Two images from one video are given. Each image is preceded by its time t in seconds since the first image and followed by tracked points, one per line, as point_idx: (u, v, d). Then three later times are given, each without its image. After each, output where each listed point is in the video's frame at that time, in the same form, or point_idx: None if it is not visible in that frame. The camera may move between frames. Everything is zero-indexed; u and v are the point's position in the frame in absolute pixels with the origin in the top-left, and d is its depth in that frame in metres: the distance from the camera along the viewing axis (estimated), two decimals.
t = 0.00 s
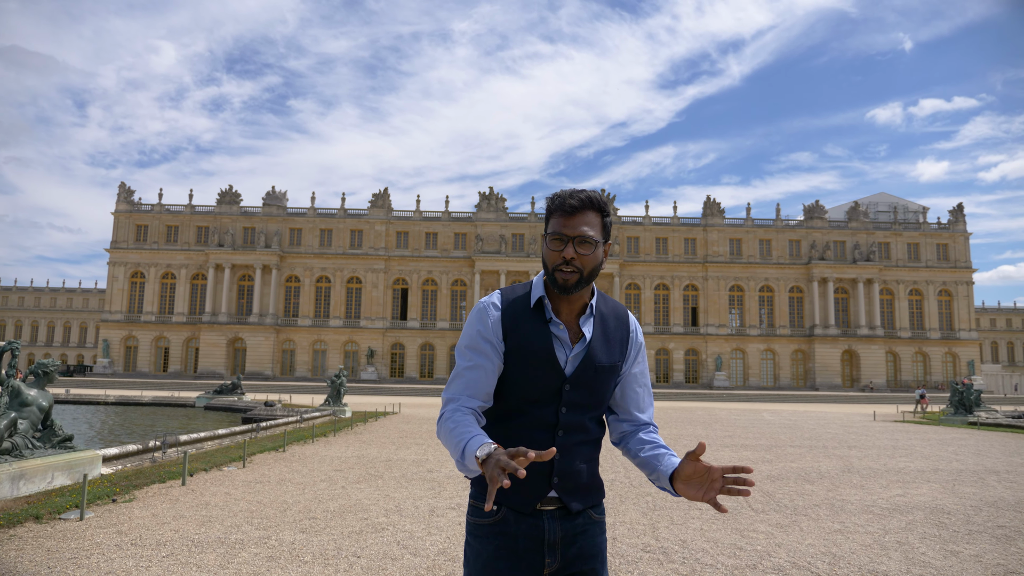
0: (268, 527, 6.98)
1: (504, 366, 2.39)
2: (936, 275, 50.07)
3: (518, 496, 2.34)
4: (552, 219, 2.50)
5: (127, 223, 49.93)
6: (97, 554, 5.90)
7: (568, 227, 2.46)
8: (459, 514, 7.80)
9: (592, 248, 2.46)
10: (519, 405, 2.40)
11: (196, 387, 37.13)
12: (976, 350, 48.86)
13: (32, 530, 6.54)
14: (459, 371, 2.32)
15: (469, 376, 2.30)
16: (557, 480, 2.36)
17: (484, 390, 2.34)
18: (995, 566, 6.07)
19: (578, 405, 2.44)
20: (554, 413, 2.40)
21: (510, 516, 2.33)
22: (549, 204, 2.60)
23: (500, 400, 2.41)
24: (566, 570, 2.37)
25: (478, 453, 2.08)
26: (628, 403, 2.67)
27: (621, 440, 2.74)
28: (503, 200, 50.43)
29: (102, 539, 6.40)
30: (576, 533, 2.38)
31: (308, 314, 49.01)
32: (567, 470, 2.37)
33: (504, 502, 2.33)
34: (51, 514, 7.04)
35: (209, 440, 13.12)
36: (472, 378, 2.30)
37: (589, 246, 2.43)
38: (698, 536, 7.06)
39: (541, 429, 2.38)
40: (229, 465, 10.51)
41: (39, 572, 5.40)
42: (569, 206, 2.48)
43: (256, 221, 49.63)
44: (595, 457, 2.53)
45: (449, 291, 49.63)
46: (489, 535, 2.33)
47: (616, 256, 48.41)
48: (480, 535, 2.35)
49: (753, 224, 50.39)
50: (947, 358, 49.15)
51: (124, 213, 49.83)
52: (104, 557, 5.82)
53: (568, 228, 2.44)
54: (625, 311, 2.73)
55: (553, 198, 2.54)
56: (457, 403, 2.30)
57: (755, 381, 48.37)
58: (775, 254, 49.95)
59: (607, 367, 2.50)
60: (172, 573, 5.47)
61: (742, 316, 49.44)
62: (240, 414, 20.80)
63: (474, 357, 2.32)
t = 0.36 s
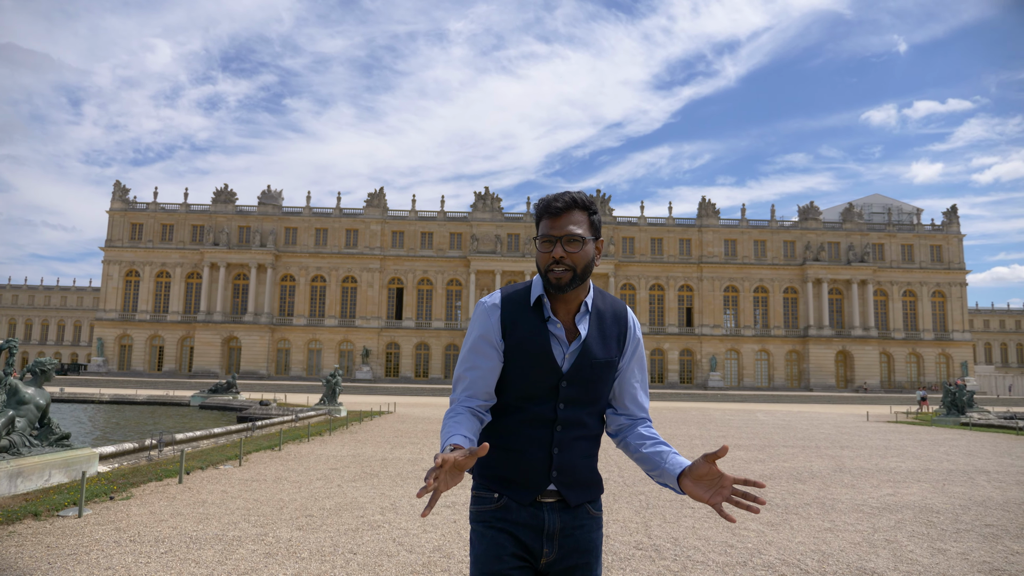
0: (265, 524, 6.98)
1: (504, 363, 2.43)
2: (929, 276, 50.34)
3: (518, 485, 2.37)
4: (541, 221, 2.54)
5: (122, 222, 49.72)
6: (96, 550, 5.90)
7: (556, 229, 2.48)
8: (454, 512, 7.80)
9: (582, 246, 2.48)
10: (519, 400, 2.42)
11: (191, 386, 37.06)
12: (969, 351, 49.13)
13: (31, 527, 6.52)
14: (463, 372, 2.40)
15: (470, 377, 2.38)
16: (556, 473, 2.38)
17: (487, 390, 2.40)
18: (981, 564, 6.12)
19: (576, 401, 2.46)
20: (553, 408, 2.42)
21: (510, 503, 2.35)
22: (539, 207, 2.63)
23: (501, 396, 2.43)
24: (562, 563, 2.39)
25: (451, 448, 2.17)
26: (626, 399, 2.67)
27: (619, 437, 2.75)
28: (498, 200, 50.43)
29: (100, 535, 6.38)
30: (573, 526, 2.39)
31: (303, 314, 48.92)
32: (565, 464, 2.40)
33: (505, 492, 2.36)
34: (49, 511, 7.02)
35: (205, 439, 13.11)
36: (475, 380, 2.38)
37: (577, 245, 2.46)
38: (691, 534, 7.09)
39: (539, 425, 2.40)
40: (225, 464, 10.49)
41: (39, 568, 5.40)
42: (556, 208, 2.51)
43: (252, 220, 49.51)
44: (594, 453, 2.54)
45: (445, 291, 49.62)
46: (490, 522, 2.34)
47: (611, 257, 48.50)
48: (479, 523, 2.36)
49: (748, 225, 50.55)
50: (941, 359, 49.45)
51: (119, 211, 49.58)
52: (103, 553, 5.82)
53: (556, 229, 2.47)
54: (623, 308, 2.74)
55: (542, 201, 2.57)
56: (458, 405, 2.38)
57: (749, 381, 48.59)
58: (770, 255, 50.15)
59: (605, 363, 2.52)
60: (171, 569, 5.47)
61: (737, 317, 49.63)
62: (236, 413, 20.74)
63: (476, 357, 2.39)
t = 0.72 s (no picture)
0: (263, 524, 6.96)
1: (499, 365, 2.45)
2: (922, 276, 50.69)
3: (517, 484, 2.39)
4: (531, 227, 2.56)
5: (115, 223, 49.43)
6: (98, 551, 5.88)
7: (547, 233, 2.50)
8: (450, 511, 7.81)
9: (573, 250, 2.50)
10: (515, 402, 2.44)
11: (184, 388, 36.86)
12: (961, 351, 49.47)
13: (32, 528, 6.49)
14: (459, 378, 2.42)
15: (467, 382, 2.40)
16: (554, 472, 2.40)
17: (485, 392, 2.43)
18: (968, 559, 6.19)
19: (570, 402, 2.48)
20: (548, 409, 2.44)
21: (510, 499, 2.38)
22: (528, 212, 2.65)
23: (497, 399, 2.46)
24: (561, 559, 2.40)
25: (458, 454, 2.20)
26: (619, 398, 2.69)
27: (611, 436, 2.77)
28: (492, 201, 50.44)
29: (101, 536, 6.35)
30: (570, 522, 2.40)
31: (297, 315, 48.79)
32: (563, 462, 2.42)
33: (504, 490, 2.38)
34: (49, 512, 6.99)
35: (201, 440, 13.07)
36: (472, 384, 2.40)
37: (568, 248, 2.48)
38: (683, 531, 7.13)
39: (536, 426, 2.42)
40: (222, 465, 10.46)
41: (43, 567, 5.39)
42: (546, 213, 2.53)
43: (246, 222, 49.32)
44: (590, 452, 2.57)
45: (439, 292, 49.58)
46: (491, 520, 2.36)
47: (605, 257, 48.62)
48: (479, 522, 2.39)
49: (741, 226, 50.75)
50: (933, 359, 49.76)
51: (112, 213, 49.28)
52: (104, 553, 5.81)
53: (547, 234, 2.49)
54: (614, 309, 2.77)
55: (532, 206, 2.59)
56: (457, 410, 2.42)
57: (743, 381, 48.77)
58: (763, 255, 50.38)
59: (597, 364, 2.54)
60: (173, 568, 5.46)
61: (730, 317, 49.85)
62: (230, 415, 20.65)
63: (472, 361, 2.41)
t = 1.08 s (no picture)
0: (263, 522, 6.97)
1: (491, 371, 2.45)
2: (918, 278, 50.86)
3: (511, 492, 2.42)
4: (514, 229, 2.57)
5: (111, 222, 49.28)
6: (100, 547, 5.88)
7: (530, 235, 2.51)
8: (448, 510, 7.82)
9: (557, 251, 2.51)
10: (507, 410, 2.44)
11: (182, 387, 36.80)
12: (956, 353, 49.66)
13: (34, 525, 6.49)
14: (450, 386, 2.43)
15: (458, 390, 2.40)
16: (548, 479, 2.42)
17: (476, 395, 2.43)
18: (959, 560, 6.23)
19: (563, 407, 2.48)
20: (541, 415, 2.44)
21: (503, 507, 2.41)
22: (509, 217, 2.67)
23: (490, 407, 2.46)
24: (556, 563, 2.42)
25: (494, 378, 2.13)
26: (612, 398, 2.68)
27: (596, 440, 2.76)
28: (490, 201, 50.43)
29: (102, 533, 6.35)
30: (564, 527, 2.42)
31: (294, 315, 48.71)
32: (555, 468, 2.43)
33: (498, 497, 2.42)
34: (50, 509, 6.99)
35: (199, 439, 13.05)
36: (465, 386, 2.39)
37: (552, 250, 2.49)
38: (678, 531, 7.17)
39: (529, 433, 2.42)
40: (220, 464, 10.45)
41: (44, 564, 5.39)
42: (528, 215, 2.54)
43: (242, 221, 49.21)
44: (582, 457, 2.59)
45: (436, 292, 49.56)
46: (485, 528, 2.41)
47: (602, 258, 48.69)
48: (476, 529, 2.43)
49: (738, 228, 50.85)
50: (929, 361, 49.92)
51: (109, 212, 49.15)
52: (106, 550, 5.81)
53: (530, 236, 2.50)
54: (603, 309, 2.78)
55: (513, 210, 2.61)
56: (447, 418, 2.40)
57: (739, 383, 48.89)
58: (760, 257, 50.47)
59: (590, 366, 2.55)
60: (174, 565, 5.47)
61: (727, 319, 49.97)
62: (226, 414, 20.61)
63: (465, 365, 2.41)
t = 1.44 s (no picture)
0: (263, 518, 6.98)
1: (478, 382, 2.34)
2: (917, 280, 50.88)
3: (496, 501, 2.35)
4: (495, 231, 2.44)
5: (112, 217, 49.29)
6: (103, 541, 5.90)
7: (512, 238, 2.38)
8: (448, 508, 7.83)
9: (540, 257, 2.38)
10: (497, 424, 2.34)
11: (181, 382, 36.86)
12: (954, 355, 49.70)
13: (37, 519, 6.50)
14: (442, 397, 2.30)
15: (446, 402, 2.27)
16: (533, 491, 2.36)
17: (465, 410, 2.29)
18: (952, 561, 6.26)
19: (552, 416, 2.42)
20: (530, 425, 2.36)
21: (488, 515, 2.34)
22: (489, 216, 2.52)
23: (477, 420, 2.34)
24: (540, 569, 2.38)
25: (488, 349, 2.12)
26: (597, 401, 2.63)
27: (584, 440, 2.72)
28: (490, 199, 50.43)
29: (105, 528, 6.36)
30: (549, 535, 2.38)
31: (293, 311, 48.72)
32: (542, 480, 2.38)
33: (483, 507, 2.34)
34: (53, 503, 7.00)
35: (199, 435, 13.07)
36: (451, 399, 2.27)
37: (535, 255, 2.36)
38: (676, 530, 7.19)
39: (517, 444, 2.35)
40: (221, 459, 10.48)
41: (49, 558, 5.41)
42: (511, 216, 2.41)
43: (243, 217, 49.18)
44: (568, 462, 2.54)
45: (435, 290, 49.54)
46: (468, 535, 2.33)
47: (602, 257, 48.77)
48: (457, 535, 2.36)
49: (738, 228, 50.85)
50: (927, 363, 49.97)
51: (109, 206, 49.13)
52: (109, 544, 5.83)
53: (512, 240, 2.36)
54: (586, 308, 2.71)
55: (493, 209, 2.46)
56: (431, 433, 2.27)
57: (738, 383, 48.94)
58: (759, 257, 50.49)
59: (578, 376, 2.47)
60: (177, 560, 5.49)
61: (726, 319, 50.00)
62: (226, 410, 20.67)
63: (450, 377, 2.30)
